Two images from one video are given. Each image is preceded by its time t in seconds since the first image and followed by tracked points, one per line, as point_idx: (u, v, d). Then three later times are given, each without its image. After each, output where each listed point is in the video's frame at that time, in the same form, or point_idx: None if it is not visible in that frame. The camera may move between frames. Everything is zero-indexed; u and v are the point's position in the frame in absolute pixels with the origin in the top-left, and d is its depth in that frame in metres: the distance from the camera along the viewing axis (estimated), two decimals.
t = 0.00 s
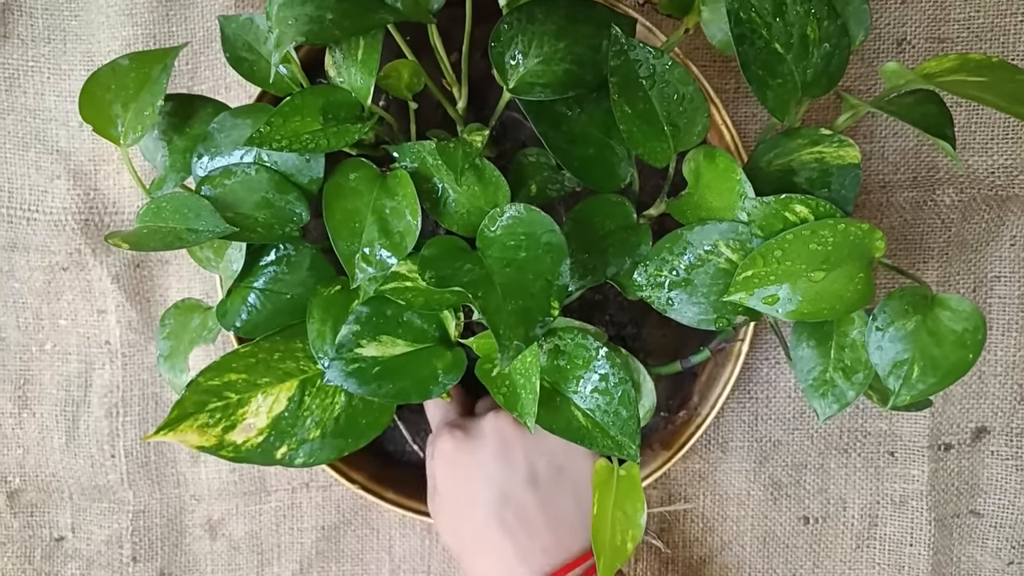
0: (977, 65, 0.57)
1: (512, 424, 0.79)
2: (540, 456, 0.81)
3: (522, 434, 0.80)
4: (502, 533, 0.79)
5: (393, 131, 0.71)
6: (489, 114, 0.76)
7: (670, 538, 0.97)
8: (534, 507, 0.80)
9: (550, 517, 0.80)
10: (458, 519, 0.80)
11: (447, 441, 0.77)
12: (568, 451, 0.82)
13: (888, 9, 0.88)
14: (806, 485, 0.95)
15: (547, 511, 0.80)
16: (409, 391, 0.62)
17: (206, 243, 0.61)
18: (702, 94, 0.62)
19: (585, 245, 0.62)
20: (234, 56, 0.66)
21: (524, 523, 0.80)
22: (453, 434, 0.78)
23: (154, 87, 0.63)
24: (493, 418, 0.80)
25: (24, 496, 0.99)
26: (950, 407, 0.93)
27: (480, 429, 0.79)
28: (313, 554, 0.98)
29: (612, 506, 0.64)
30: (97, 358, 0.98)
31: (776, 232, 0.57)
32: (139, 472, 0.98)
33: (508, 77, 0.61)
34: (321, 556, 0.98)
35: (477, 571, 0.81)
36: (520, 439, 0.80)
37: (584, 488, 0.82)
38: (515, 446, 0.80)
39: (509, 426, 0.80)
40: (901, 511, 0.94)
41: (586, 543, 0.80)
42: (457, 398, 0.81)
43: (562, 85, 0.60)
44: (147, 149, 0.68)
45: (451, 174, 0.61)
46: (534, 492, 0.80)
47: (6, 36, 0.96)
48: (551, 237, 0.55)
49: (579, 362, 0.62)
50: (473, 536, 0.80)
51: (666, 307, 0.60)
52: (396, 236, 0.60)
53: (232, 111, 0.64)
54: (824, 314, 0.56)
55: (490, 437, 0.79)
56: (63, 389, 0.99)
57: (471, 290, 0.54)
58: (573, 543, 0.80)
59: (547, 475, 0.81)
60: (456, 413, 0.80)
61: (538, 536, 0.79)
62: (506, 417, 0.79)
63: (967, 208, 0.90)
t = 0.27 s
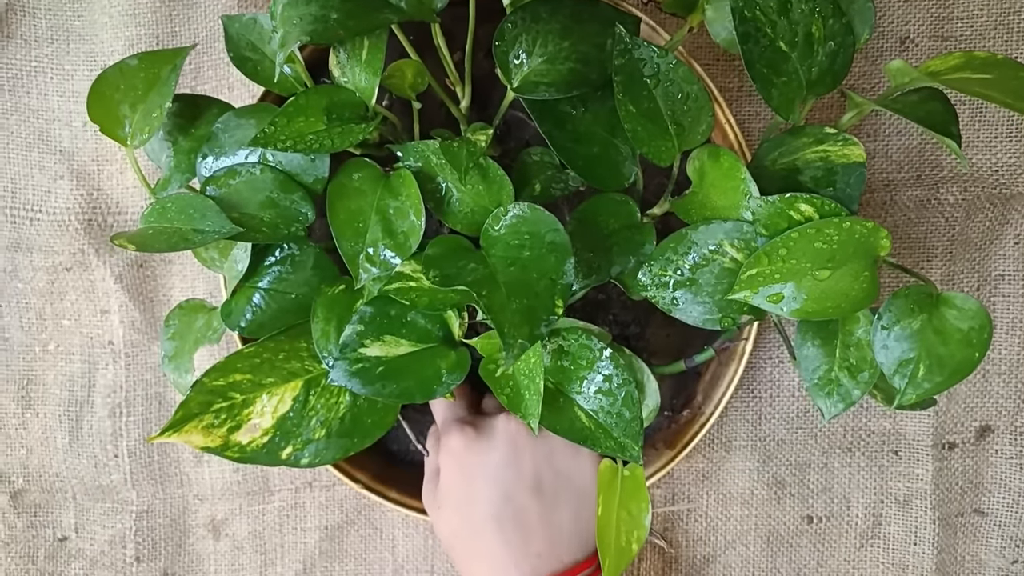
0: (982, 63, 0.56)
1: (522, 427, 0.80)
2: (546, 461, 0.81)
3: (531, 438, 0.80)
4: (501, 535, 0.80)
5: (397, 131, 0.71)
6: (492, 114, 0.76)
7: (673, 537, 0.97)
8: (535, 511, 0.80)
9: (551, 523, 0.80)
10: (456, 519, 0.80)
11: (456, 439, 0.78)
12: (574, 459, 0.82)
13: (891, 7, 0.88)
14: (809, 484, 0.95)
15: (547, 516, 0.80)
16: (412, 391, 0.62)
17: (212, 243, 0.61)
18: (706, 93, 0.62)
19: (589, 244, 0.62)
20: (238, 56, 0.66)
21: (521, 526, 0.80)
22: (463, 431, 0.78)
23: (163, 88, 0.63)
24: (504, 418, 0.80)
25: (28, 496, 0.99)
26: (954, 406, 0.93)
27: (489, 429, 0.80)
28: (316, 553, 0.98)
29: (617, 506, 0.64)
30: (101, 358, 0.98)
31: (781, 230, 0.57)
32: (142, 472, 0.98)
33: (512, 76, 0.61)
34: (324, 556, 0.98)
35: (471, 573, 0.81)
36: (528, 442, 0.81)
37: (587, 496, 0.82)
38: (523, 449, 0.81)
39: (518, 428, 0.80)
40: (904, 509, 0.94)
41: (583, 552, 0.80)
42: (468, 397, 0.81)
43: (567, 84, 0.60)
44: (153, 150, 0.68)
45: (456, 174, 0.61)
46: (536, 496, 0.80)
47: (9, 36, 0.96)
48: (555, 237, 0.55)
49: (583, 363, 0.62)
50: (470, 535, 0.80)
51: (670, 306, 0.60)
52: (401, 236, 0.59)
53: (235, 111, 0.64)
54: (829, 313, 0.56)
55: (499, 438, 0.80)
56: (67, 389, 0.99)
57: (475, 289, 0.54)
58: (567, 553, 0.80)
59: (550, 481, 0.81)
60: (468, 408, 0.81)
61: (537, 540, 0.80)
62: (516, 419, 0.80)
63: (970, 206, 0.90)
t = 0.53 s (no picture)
0: (981, 64, 0.57)
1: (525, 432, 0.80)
2: (548, 464, 0.81)
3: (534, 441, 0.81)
4: (502, 538, 0.80)
5: (395, 132, 0.71)
6: (491, 114, 0.76)
7: (672, 538, 0.97)
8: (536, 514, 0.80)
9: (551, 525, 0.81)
10: (458, 522, 0.80)
11: (459, 440, 0.78)
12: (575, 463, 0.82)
13: (890, 7, 0.88)
14: (808, 484, 0.95)
15: (548, 519, 0.81)
16: (411, 392, 0.62)
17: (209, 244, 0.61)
18: (705, 93, 0.62)
19: (587, 246, 0.62)
20: (236, 57, 0.65)
21: (523, 530, 0.80)
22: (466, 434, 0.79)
23: (158, 88, 0.63)
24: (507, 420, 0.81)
25: (27, 497, 0.99)
26: (954, 406, 0.92)
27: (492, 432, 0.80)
28: (315, 554, 0.98)
29: (615, 507, 0.64)
30: (100, 359, 0.98)
31: (779, 232, 0.57)
32: (141, 473, 0.98)
33: (509, 77, 0.61)
34: (323, 556, 0.98)
35: None
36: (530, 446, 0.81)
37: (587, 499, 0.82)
38: (526, 451, 0.81)
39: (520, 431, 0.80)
40: (904, 509, 0.94)
41: (583, 555, 0.81)
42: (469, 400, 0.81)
43: (565, 85, 0.60)
44: (149, 151, 0.68)
45: (453, 175, 0.61)
46: (538, 499, 0.81)
47: (7, 37, 0.96)
48: (553, 238, 0.55)
49: (581, 365, 0.62)
50: (470, 539, 0.80)
51: (669, 308, 0.60)
52: (399, 237, 0.59)
53: (233, 113, 0.64)
54: (828, 314, 0.56)
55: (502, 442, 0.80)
56: (66, 390, 0.99)
57: (473, 292, 0.53)
58: (567, 556, 0.80)
59: (552, 486, 0.81)
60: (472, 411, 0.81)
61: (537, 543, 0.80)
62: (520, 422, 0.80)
63: (970, 206, 0.90)
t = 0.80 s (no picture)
0: (979, 64, 0.57)
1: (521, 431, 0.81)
2: (545, 463, 0.81)
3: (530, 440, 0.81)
4: (500, 538, 0.79)
5: (394, 133, 0.71)
6: (489, 116, 0.76)
7: (672, 538, 0.97)
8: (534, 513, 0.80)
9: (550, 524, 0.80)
10: (455, 523, 0.80)
11: (454, 441, 0.78)
12: (572, 463, 0.82)
13: (889, 8, 0.88)
14: (808, 485, 0.95)
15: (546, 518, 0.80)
16: (410, 394, 0.62)
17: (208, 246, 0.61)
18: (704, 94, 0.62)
19: (586, 247, 0.62)
20: (235, 59, 0.65)
21: (520, 530, 0.80)
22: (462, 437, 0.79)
23: (158, 90, 0.63)
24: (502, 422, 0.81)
25: (26, 499, 0.99)
26: (953, 406, 0.92)
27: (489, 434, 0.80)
28: (315, 555, 0.98)
29: (616, 507, 0.64)
30: (99, 361, 0.98)
31: (778, 233, 0.57)
32: (140, 475, 0.98)
33: (509, 79, 0.61)
34: (323, 558, 0.98)
35: None
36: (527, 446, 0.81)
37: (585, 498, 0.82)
38: (521, 451, 0.81)
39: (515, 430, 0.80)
40: (903, 509, 0.94)
41: (582, 553, 0.80)
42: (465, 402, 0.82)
43: (564, 86, 0.60)
44: (149, 153, 0.68)
45: (453, 176, 0.61)
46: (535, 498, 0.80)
47: (5, 38, 0.95)
48: (552, 239, 0.55)
49: (581, 365, 0.62)
50: (469, 541, 0.80)
51: (669, 308, 0.60)
52: (398, 238, 0.59)
53: (233, 114, 0.64)
54: (827, 314, 0.56)
55: (497, 443, 0.80)
56: (65, 392, 0.99)
57: (473, 292, 0.53)
58: (566, 555, 0.79)
59: (551, 486, 0.81)
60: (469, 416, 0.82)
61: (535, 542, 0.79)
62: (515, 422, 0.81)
63: (968, 207, 0.90)
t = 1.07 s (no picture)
0: (978, 64, 0.57)
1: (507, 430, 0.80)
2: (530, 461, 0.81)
3: (513, 440, 0.80)
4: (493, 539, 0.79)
5: (393, 134, 0.71)
6: (489, 116, 0.76)
7: (671, 538, 0.97)
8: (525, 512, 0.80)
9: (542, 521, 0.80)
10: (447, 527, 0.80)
11: (436, 447, 0.78)
12: (558, 457, 0.82)
13: (888, 8, 0.88)
14: (808, 484, 0.95)
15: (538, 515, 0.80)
16: (408, 394, 0.62)
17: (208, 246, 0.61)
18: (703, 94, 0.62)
19: (586, 247, 0.62)
20: (234, 59, 0.66)
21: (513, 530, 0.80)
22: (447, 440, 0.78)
23: (157, 91, 0.63)
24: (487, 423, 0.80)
25: (26, 499, 0.99)
26: (952, 405, 0.93)
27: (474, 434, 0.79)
28: (315, 555, 0.98)
29: (615, 507, 0.64)
30: (98, 361, 0.98)
31: (778, 232, 0.57)
32: (140, 475, 0.98)
33: (509, 79, 0.61)
34: (323, 558, 0.98)
35: None
36: (512, 447, 0.80)
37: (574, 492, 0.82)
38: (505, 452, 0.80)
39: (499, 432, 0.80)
40: (902, 509, 0.94)
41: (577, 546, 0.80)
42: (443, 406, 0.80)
43: (563, 87, 0.60)
44: (148, 154, 0.68)
45: (452, 176, 0.61)
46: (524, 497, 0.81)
47: (5, 39, 0.95)
48: (552, 240, 0.56)
49: (581, 366, 0.62)
50: (463, 544, 0.80)
51: (668, 308, 0.60)
52: (397, 239, 0.59)
53: (233, 114, 0.64)
54: (827, 314, 0.56)
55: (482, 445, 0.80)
56: (65, 393, 0.99)
57: (473, 293, 0.53)
58: (562, 551, 0.80)
59: (539, 483, 0.81)
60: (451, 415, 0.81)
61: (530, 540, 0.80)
62: (496, 422, 0.80)
63: (967, 206, 0.90)
